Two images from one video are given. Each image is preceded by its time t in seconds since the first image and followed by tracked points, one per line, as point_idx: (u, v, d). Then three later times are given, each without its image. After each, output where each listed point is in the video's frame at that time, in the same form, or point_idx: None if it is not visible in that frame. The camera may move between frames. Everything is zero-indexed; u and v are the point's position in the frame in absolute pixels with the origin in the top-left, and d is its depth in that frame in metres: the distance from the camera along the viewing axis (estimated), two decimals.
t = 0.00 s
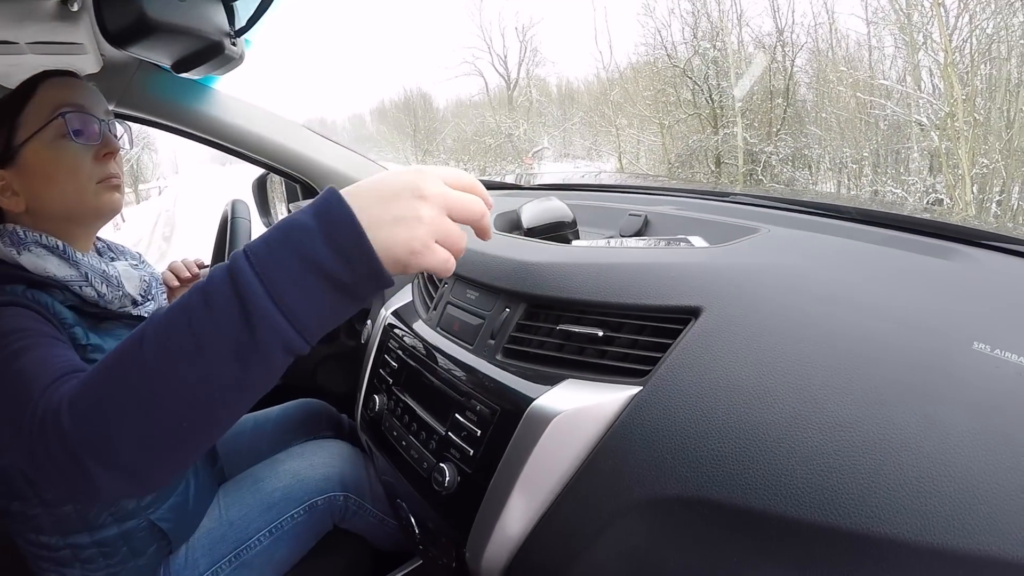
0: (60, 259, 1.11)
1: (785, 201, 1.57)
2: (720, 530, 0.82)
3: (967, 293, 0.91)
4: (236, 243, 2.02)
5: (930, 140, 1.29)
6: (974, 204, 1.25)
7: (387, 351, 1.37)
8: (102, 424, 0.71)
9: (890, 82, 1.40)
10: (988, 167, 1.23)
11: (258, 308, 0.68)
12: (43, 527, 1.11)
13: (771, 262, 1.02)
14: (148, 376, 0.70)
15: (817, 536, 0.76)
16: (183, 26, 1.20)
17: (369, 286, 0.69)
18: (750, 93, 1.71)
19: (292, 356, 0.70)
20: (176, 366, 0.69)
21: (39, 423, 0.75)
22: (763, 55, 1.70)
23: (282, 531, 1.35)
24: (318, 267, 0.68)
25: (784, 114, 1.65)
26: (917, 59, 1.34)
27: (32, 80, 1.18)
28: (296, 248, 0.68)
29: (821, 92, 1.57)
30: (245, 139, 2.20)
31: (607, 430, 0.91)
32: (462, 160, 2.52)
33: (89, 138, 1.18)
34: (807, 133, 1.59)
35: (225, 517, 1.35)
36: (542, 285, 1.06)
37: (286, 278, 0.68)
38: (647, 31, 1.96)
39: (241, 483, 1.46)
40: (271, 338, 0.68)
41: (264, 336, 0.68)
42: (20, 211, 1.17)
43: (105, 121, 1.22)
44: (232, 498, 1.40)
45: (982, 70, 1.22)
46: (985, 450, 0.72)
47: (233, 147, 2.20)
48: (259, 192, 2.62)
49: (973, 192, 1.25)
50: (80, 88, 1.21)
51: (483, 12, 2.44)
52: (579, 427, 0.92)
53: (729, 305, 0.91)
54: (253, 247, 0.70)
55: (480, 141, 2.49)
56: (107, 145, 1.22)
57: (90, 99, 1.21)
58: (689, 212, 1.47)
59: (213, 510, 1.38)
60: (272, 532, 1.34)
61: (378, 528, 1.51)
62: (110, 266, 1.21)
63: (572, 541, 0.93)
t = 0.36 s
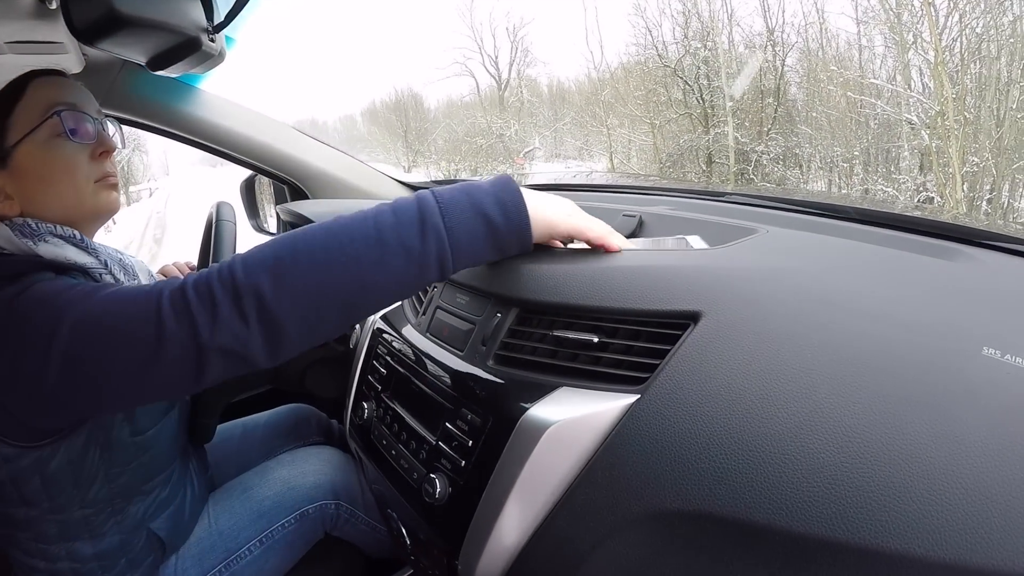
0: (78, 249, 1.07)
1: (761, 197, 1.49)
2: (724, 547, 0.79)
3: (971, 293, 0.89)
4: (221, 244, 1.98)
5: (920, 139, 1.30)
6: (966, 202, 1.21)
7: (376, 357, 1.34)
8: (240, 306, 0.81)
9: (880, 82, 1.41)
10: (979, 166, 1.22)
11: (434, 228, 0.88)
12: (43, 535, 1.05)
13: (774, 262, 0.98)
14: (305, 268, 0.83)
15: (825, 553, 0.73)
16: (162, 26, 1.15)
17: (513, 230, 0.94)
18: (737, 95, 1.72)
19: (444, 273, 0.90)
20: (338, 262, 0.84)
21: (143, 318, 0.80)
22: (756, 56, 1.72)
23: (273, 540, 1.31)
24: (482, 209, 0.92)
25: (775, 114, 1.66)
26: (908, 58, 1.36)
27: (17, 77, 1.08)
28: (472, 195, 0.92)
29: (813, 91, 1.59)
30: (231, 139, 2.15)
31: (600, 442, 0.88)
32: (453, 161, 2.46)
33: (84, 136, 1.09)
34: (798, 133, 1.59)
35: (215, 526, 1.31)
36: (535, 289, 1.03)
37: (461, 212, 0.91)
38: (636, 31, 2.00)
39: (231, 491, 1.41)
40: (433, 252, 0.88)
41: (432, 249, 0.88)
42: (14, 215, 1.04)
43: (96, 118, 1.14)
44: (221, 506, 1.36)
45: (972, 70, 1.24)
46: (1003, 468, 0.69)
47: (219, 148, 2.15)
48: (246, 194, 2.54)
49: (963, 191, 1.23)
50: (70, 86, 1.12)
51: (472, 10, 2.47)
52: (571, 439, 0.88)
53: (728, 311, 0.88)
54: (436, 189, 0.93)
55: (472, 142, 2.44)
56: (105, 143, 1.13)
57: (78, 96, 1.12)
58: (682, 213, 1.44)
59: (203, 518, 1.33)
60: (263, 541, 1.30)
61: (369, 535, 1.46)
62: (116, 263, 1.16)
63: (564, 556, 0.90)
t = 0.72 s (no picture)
0: (67, 249, 1.03)
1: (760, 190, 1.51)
2: (723, 551, 0.76)
3: (974, 288, 0.87)
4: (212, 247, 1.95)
5: (916, 138, 1.29)
6: (962, 201, 1.20)
7: (367, 356, 1.31)
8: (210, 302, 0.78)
9: (877, 81, 1.39)
10: (976, 165, 1.20)
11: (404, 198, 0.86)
12: (30, 535, 1.02)
13: (774, 259, 0.96)
14: (277, 255, 0.80)
15: (830, 558, 0.70)
16: (143, 15, 1.11)
17: (484, 197, 0.92)
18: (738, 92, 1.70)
19: (418, 242, 0.86)
20: (310, 245, 0.81)
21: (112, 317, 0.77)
22: (750, 56, 1.69)
23: (264, 543, 1.29)
24: (449, 178, 0.90)
25: (772, 113, 1.64)
26: (904, 58, 1.34)
27: (29, 77, 1.08)
28: (437, 166, 0.91)
29: (808, 90, 1.57)
30: (224, 139, 2.15)
31: (595, 443, 0.85)
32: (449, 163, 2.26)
33: (90, 139, 1.07)
34: (795, 132, 1.57)
35: (205, 529, 1.27)
36: (530, 286, 1.00)
37: (429, 181, 0.89)
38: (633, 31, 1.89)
39: (221, 493, 1.38)
40: (405, 220, 0.85)
41: (402, 217, 0.85)
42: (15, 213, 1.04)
43: (104, 122, 1.13)
44: (212, 508, 1.33)
45: (969, 69, 1.22)
46: (1014, 468, 0.66)
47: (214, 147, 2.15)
48: (241, 193, 2.57)
49: (960, 190, 1.21)
50: (84, 91, 1.12)
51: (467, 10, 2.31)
52: (565, 440, 0.86)
53: (729, 307, 0.86)
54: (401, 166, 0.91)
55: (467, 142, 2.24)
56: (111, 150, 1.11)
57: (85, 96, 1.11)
58: (678, 209, 1.42)
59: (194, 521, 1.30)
60: (254, 544, 1.28)
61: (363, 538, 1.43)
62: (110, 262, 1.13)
63: (559, 561, 0.87)
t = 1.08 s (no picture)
0: (70, 245, 1.00)
1: (758, 191, 1.46)
2: (725, 547, 0.75)
3: (973, 282, 0.87)
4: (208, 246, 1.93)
5: (914, 138, 1.27)
6: (960, 200, 1.19)
7: (364, 354, 1.30)
8: (217, 306, 0.77)
9: (874, 81, 1.37)
10: (973, 165, 1.19)
11: (412, 208, 0.86)
12: (30, 532, 1.00)
13: (773, 254, 0.95)
14: (285, 259, 0.79)
15: (832, 553, 0.69)
16: (137, 6, 1.10)
17: (489, 206, 0.93)
18: (736, 92, 1.66)
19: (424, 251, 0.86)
20: (317, 250, 0.80)
21: (119, 320, 0.76)
22: (748, 57, 1.63)
23: (262, 542, 1.28)
24: (457, 188, 0.90)
25: (769, 113, 1.59)
26: (901, 57, 1.32)
27: (28, 74, 1.06)
28: (445, 175, 0.91)
29: (807, 91, 1.51)
30: (224, 139, 2.15)
31: (594, 439, 0.85)
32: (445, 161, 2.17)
33: (91, 136, 1.07)
34: (792, 132, 1.53)
35: (203, 527, 1.26)
36: (528, 282, 1.00)
37: (437, 191, 0.88)
38: (630, 31, 1.86)
39: (218, 492, 1.36)
40: (412, 230, 0.85)
41: (410, 228, 0.84)
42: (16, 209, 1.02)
43: (105, 120, 1.12)
44: (209, 506, 1.31)
45: (965, 69, 1.21)
46: (1018, 462, 0.66)
47: (213, 147, 2.14)
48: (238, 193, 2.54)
49: (957, 189, 1.21)
50: (84, 89, 1.11)
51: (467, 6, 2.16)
52: (564, 437, 0.85)
53: (727, 302, 0.85)
54: (408, 173, 0.91)
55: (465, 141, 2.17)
56: (111, 147, 1.11)
57: (84, 94, 1.10)
58: (677, 206, 1.41)
59: (192, 519, 1.29)
60: (252, 542, 1.27)
61: (360, 537, 1.43)
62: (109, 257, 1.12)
63: (559, 558, 0.86)
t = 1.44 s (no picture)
0: (66, 244, 1.00)
1: (756, 185, 1.47)
2: (725, 544, 0.75)
3: (973, 277, 0.86)
4: (205, 244, 1.92)
5: (910, 137, 1.29)
6: (957, 199, 1.18)
7: (361, 352, 1.29)
8: (220, 314, 0.77)
9: (871, 81, 1.37)
10: (970, 164, 1.19)
11: (411, 215, 0.84)
12: (26, 534, 0.99)
13: (771, 250, 0.94)
14: (284, 265, 0.78)
15: (832, 549, 0.69)
16: None
17: (489, 209, 0.89)
18: (733, 91, 1.64)
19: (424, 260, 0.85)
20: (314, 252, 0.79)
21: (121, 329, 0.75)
22: (747, 55, 1.65)
23: (259, 543, 1.27)
24: (454, 187, 0.87)
25: (767, 112, 1.58)
26: (898, 57, 1.33)
27: (20, 74, 1.05)
28: (442, 173, 0.87)
29: (803, 90, 1.53)
30: (222, 137, 2.13)
31: (591, 437, 0.84)
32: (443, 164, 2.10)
33: (83, 131, 1.05)
34: (790, 131, 1.52)
35: (199, 528, 1.26)
36: (525, 279, 0.99)
37: (437, 195, 0.86)
38: (627, 31, 1.84)
39: (215, 492, 1.35)
40: (412, 242, 0.83)
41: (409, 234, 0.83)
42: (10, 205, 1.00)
43: (98, 115, 1.10)
44: (206, 507, 1.30)
45: (962, 68, 1.22)
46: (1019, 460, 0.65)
47: (211, 146, 2.13)
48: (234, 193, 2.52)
49: (955, 188, 1.20)
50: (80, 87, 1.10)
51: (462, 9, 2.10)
52: (561, 434, 0.85)
53: (725, 297, 0.84)
54: (406, 173, 0.87)
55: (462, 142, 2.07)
56: (106, 143, 1.08)
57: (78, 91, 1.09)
58: (675, 204, 1.40)
59: (188, 520, 1.28)
60: (248, 543, 1.26)
61: (358, 537, 1.42)
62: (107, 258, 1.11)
63: (557, 557, 0.86)
